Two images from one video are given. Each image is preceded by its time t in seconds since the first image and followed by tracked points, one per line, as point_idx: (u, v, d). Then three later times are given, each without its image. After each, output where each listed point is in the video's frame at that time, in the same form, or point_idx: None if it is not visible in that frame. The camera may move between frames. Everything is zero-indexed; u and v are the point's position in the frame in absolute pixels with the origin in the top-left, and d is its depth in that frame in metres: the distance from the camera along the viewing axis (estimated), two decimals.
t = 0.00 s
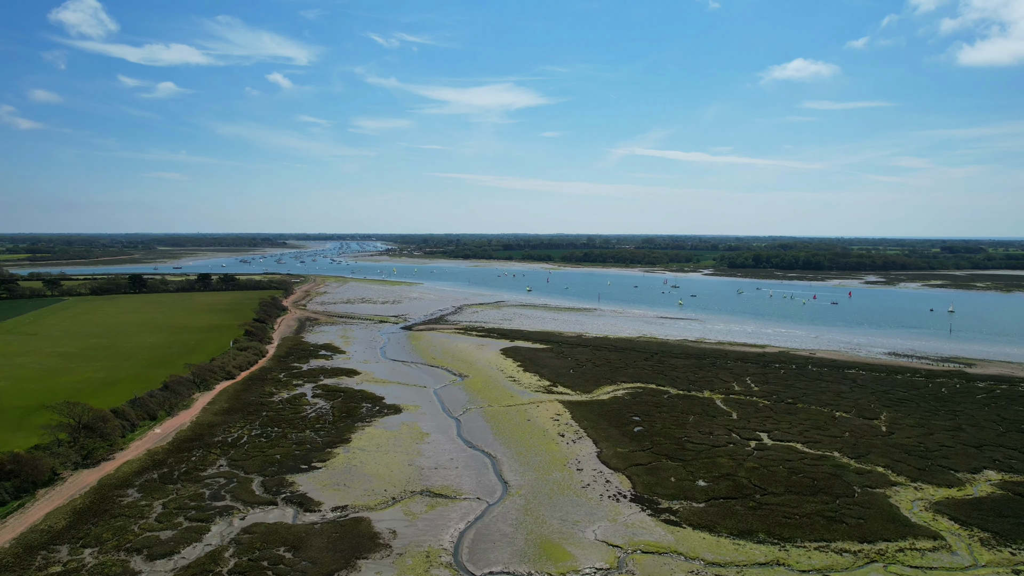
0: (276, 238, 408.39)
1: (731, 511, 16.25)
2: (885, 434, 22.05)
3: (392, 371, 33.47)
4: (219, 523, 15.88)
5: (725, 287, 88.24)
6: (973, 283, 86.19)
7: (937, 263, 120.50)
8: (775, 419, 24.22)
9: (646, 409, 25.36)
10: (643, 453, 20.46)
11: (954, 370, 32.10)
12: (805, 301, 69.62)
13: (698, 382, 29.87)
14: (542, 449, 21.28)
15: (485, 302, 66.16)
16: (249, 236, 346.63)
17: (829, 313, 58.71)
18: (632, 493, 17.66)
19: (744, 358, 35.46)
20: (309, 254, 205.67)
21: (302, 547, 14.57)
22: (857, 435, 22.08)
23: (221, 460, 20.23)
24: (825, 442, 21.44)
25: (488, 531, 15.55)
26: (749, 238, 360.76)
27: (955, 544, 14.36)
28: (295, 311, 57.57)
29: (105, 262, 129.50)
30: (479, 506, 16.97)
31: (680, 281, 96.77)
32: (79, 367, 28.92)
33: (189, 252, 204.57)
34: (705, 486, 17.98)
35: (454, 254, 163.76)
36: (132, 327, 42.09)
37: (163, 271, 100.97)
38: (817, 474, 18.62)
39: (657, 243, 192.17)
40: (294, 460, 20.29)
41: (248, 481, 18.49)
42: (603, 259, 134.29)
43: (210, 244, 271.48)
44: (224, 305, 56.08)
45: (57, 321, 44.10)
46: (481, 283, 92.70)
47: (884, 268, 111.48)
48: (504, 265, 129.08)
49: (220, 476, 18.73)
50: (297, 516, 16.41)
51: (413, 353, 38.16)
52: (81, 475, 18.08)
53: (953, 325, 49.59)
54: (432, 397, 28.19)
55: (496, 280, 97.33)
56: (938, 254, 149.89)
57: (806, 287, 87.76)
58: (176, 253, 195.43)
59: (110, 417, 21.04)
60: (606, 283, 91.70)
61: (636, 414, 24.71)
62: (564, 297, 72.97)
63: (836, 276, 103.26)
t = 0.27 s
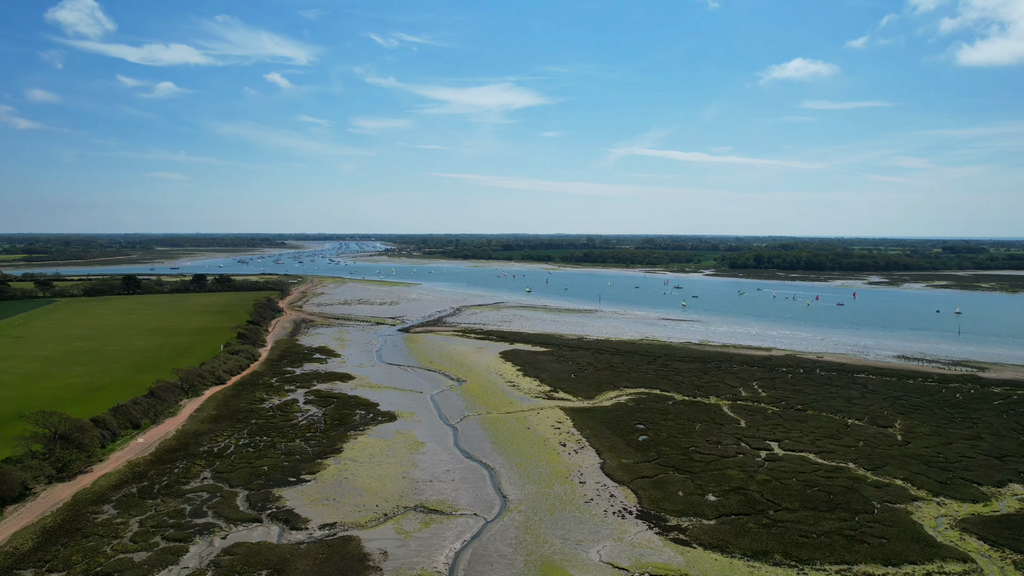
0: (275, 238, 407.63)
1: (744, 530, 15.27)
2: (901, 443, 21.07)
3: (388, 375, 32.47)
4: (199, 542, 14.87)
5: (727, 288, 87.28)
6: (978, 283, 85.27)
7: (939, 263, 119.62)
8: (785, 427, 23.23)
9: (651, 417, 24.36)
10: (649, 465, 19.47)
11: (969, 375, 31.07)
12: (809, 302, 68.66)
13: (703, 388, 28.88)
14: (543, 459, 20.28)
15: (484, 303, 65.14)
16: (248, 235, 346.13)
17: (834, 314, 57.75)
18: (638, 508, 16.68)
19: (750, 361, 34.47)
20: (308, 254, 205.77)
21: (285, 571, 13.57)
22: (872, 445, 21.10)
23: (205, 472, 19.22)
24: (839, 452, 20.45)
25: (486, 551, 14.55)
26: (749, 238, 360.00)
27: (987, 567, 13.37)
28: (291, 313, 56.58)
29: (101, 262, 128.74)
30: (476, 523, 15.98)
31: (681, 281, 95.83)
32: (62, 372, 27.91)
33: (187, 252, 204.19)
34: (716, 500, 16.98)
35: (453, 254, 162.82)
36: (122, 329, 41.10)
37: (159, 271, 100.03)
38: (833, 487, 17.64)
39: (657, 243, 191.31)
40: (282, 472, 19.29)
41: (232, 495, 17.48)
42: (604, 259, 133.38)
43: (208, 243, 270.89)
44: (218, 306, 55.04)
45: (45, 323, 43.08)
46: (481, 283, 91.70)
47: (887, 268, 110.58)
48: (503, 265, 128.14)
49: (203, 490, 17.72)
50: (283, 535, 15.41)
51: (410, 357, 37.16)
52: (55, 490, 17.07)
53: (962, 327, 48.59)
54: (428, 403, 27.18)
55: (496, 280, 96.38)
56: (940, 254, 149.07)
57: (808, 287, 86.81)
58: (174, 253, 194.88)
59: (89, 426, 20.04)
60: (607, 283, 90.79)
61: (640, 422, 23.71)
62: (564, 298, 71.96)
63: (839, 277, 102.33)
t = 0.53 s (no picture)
0: (274, 238, 406.57)
1: (760, 550, 14.28)
2: (919, 454, 20.09)
3: (384, 380, 31.47)
4: (175, 564, 13.85)
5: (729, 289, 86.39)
6: (982, 284, 84.47)
7: (942, 263, 118.87)
8: (796, 436, 22.26)
9: (656, 425, 23.37)
10: (655, 477, 18.49)
11: (982, 379, 30.09)
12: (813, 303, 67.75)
13: (709, 393, 27.90)
14: (543, 471, 19.29)
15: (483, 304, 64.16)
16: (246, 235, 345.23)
17: (839, 315, 56.84)
18: (645, 525, 15.71)
19: (756, 365, 33.49)
20: (305, 254, 205.77)
21: None
22: (888, 455, 20.12)
23: (188, 485, 18.19)
24: (855, 463, 19.46)
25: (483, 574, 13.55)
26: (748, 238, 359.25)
27: None
28: (286, 314, 55.55)
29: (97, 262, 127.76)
30: (473, 542, 14.98)
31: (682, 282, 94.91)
32: (45, 377, 26.86)
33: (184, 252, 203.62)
34: (727, 517, 16.00)
35: (452, 255, 161.83)
36: (111, 332, 40.02)
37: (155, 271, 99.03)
38: (851, 502, 16.66)
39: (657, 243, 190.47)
40: (269, 485, 18.28)
41: (215, 511, 16.46)
42: (604, 259, 132.51)
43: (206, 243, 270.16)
44: (212, 308, 53.99)
45: (33, 325, 42.00)
46: (479, 284, 90.77)
47: (889, 268, 109.80)
48: (503, 266, 127.25)
49: (184, 505, 16.70)
50: (266, 555, 14.41)
51: (407, 360, 36.16)
52: (26, 506, 16.03)
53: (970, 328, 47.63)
54: (424, 410, 26.17)
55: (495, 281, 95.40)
56: (941, 254, 148.37)
57: (811, 288, 85.95)
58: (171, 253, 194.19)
59: (65, 436, 19.02)
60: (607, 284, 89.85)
61: (645, 431, 22.73)
62: (564, 299, 71.01)
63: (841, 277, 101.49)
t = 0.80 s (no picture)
0: (273, 238, 405.55)
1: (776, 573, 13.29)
2: (939, 465, 19.09)
3: (378, 384, 30.43)
4: None
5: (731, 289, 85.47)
6: (986, 284, 83.59)
7: (944, 263, 118.02)
8: (808, 445, 21.26)
9: (661, 433, 22.36)
10: (662, 491, 17.50)
11: (997, 383, 29.10)
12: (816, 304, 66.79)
13: (716, 399, 26.88)
14: (544, 483, 18.28)
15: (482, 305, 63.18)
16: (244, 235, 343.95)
17: (844, 316, 55.91)
18: (653, 545, 14.72)
19: (763, 369, 32.48)
20: (304, 254, 204.93)
21: None
22: (907, 466, 19.11)
23: (167, 499, 17.17)
24: (872, 475, 18.46)
25: None
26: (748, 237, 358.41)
27: None
28: (281, 316, 54.54)
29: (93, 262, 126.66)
30: (469, 564, 13.98)
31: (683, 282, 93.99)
32: (25, 383, 25.83)
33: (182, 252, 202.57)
34: (740, 535, 15.01)
35: (451, 255, 160.85)
36: (99, 334, 38.94)
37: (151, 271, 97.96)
38: (872, 518, 15.66)
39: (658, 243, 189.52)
40: (253, 499, 17.26)
41: (195, 529, 15.46)
42: (604, 259, 131.62)
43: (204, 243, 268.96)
44: (206, 309, 52.92)
45: (20, 328, 40.97)
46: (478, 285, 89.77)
47: (891, 268, 108.95)
48: (502, 266, 126.28)
49: (162, 522, 15.68)
50: None
51: (403, 364, 35.13)
52: None
53: (978, 330, 46.65)
54: (419, 417, 25.14)
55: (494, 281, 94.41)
56: (943, 254, 147.60)
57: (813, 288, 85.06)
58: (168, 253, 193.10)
59: (39, 448, 17.99)
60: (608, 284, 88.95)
61: (650, 439, 21.72)
62: (565, 300, 70.00)
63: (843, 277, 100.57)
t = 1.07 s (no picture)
0: (272, 238, 404.52)
1: None
2: (962, 478, 18.09)
3: (373, 390, 29.42)
4: None
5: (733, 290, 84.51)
6: (991, 284, 82.63)
7: (948, 263, 117.07)
8: (822, 455, 20.27)
9: (667, 442, 21.37)
10: (670, 506, 16.52)
11: (1013, 389, 28.11)
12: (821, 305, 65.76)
13: (723, 405, 25.87)
14: (545, 498, 17.28)
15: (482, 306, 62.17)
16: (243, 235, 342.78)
17: (849, 318, 54.92)
18: (662, 567, 13.75)
19: (770, 373, 31.48)
20: (304, 254, 203.82)
21: None
22: (927, 479, 18.12)
23: (145, 516, 16.18)
24: (892, 489, 17.46)
25: None
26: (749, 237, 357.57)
27: None
28: (277, 317, 53.53)
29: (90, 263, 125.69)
30: None
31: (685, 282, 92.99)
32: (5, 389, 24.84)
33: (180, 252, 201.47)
34: (755, 556, 14.03)
35: (450, 255, 159.84)
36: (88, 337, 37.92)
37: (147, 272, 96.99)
38: (895, 537, 14.66)
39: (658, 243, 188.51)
40: (237, 515, 16.27)
41: (172, 549, 14.47)
42: (604, 259, 130.66)
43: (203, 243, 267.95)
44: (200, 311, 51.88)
45: (8, 330, 39.98)
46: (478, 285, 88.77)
47: (895, 268, 108.04)
48: (502, 266, 125.30)
49: (137, 542, 14.68)
50: None
51: (399, 368, 34.12)
52: None
53: (988, 332, 45.64)
54: (415, 425, 24.13)
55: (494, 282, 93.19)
56: (945, 253, 146.74)
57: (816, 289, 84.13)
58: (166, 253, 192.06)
59: (10, 462, 16.99)
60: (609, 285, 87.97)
61: (655, 449, 20.71)
62: (565, 301, 68.97)
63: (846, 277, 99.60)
